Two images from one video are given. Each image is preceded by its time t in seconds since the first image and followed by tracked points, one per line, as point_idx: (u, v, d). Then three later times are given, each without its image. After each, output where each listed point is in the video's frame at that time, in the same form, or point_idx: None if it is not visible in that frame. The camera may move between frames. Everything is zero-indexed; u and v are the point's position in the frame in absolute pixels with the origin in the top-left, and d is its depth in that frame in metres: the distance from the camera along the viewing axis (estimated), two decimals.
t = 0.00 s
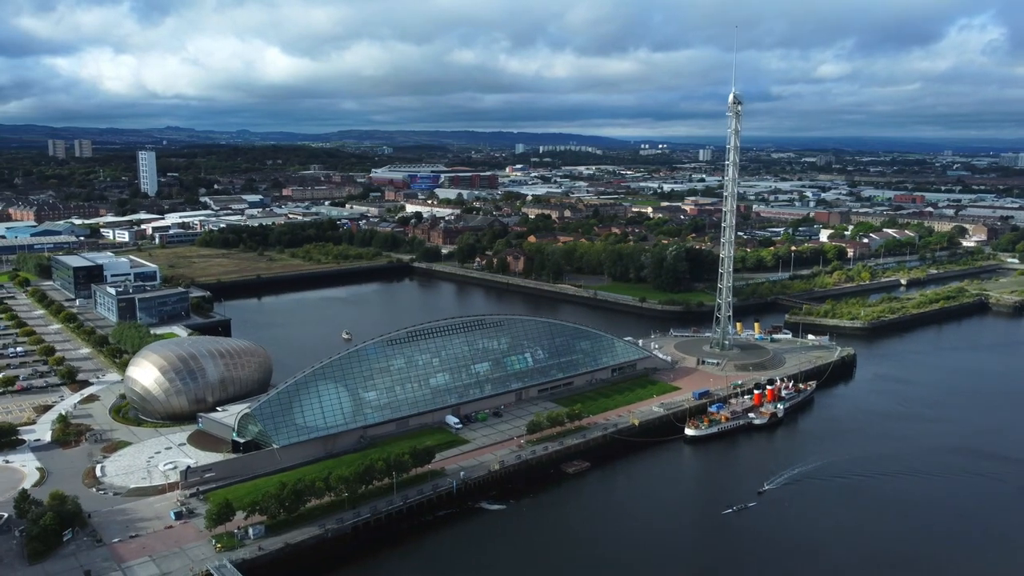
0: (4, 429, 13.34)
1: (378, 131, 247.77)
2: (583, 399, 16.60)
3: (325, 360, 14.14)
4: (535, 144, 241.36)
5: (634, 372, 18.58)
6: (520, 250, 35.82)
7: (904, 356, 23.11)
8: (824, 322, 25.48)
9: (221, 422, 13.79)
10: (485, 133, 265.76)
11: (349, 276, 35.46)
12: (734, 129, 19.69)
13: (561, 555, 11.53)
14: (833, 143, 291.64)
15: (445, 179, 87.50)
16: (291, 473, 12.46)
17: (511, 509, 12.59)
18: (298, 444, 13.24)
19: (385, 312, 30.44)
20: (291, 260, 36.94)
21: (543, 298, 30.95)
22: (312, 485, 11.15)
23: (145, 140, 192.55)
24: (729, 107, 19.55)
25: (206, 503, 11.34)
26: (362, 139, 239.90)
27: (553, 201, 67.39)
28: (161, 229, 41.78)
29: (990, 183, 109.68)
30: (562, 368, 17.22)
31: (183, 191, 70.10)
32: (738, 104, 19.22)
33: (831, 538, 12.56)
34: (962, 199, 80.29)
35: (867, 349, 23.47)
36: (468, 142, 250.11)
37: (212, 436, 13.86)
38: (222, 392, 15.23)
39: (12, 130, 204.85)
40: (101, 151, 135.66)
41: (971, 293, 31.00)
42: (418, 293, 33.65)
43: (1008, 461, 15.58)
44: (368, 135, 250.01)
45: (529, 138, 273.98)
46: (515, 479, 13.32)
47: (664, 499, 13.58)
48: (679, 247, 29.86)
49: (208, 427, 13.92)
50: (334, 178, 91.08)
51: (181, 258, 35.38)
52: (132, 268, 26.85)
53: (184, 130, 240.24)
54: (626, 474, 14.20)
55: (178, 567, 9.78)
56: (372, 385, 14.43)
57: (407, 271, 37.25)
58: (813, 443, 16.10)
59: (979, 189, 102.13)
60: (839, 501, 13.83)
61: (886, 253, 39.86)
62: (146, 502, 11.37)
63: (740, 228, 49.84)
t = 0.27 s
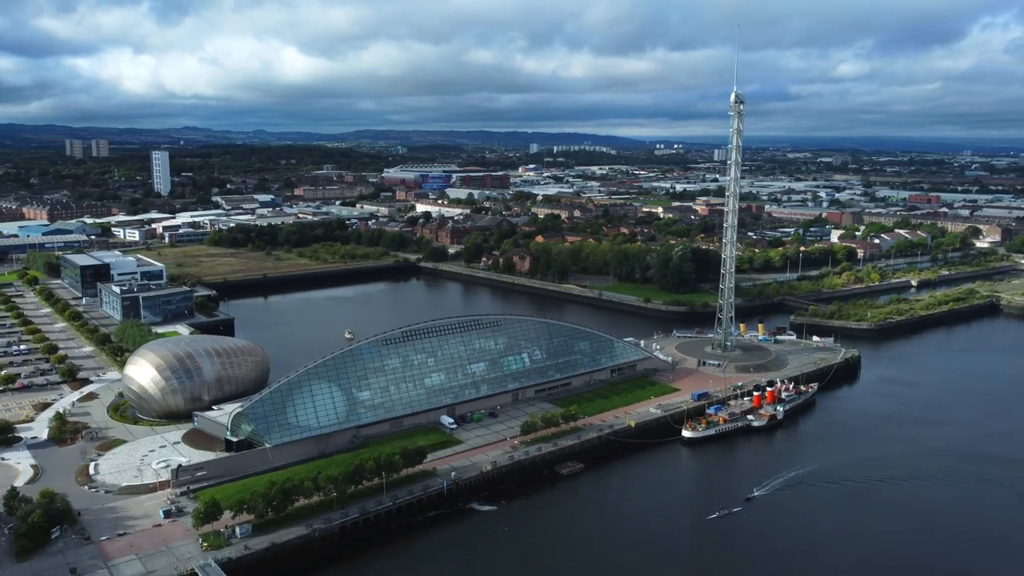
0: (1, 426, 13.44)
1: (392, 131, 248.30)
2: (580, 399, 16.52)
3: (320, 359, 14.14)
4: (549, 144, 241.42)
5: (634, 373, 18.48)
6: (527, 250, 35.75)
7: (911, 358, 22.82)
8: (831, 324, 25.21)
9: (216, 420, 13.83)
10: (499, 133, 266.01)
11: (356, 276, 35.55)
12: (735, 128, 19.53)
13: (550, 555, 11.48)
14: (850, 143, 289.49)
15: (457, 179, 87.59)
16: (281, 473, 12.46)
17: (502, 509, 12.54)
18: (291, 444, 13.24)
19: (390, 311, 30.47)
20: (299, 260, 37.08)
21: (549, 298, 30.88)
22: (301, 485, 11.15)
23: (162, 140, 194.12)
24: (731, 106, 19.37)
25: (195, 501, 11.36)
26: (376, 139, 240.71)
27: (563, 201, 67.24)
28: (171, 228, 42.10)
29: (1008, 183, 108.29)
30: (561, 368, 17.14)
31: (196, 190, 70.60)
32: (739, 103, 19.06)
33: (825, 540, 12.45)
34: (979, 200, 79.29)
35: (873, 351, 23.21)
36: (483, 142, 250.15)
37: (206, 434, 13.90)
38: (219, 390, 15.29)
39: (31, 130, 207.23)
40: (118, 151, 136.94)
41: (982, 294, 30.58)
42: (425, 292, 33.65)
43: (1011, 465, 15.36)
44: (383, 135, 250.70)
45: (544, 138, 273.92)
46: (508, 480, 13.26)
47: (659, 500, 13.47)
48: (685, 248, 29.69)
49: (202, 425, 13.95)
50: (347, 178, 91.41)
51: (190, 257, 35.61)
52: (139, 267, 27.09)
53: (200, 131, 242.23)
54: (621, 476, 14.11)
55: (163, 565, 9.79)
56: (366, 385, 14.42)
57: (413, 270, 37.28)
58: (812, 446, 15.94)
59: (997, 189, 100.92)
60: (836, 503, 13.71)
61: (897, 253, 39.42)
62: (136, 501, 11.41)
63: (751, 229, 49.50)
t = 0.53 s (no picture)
0: None
1: (407, 131, 248.78)
2: (577, 400, 16.44)
3: (313, 359, 14.15)
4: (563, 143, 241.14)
5: (633, 373, 18.38)
6: (533, 250, 35.67)
7: (917, 361, 22.54)
8: (837, 325, 24.96)
9: (210, 418, 13.87)
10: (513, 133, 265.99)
11: (363, 275, 35.62)
12: (737, 128, 19.40)
13: (539, 555, 11.44)
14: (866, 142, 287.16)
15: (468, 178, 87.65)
16: (273, 472, 12.48)
17: (493, 510, 12.49)
18: (284, 443, 13.25)
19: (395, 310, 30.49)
20: (306, 259, 37.22)
21: (554, 298, 30.80)
22: (288, 484, 11.14)
23: (178, 140, 195.60)
24: (732, 106, 19.24)
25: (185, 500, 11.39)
26: (394, 139, 241.72)
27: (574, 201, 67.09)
28: (181, 227, 42.38)
29: None
30: (558, 369, 17.06)
31: (208, 190, 71.06)
32: (740, 103, 18.93)
33: (820, 543, 12.35)
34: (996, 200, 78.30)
35: (878, 354, 22.96)
36: (497, 142, 250.19)
37: (201, 433, 13.94)
38: (216, 389, 15.34)
39: (50, 130, 209.50)
40: (134, 151, 138.15)
41: (994, 296, 30.16)
42: (430, 292, 33.66)
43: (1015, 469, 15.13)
44: (397, 135, 251.40)
45: (558, 137, 273.64)
46: (501, 481, 13.21)
47: (653, 502, 13.38)
48: (691, 248, 29.51)
49: (197, 424, 14.00)
50: (359, 178, 91.69)
51: (199, 256, 35.82)
52: (146, 266, 27.27)
53: (216, 131, 243.97)
54: (616, 477, 14.04)
55: (149, 564, 9.82)
56: (359, 385, 14.41)
57: (420, 270, 37.30)
58: (812, 449, 15.77)
59: (1015, 189, 99.68)
60: (833, 505, 13.59)
61: (909, 254, 38.97)
62: (126, 499, 11.47)
63: (761, 229, 49.16)
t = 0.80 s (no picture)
0: None
1: (423, 130, 249.04)
2: (574, 402, 16.35)
3: (308, 358, 14.15)
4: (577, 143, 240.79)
5: (632, 375, 18.26)
6: (539, 250, 35.60)
7: (923, 364, 22.26)
8: (843, 327, 24.69)
9: (204, 417, 13.89)
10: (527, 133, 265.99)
11: (369, 275, 35.68)
12: (739, 127, 19.39)
13: (527, 556, 11.38)
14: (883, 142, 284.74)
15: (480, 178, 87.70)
16: (264, 472, 12.48)
17: (484, 510, 12.45)
18: (276, 443, 13.25)
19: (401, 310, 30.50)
20: (314, 259, 37.35)
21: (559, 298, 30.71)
22: (277, 484, 11.14)
23: (195, 140, 196.97)
24: (735, 105, 19.24)
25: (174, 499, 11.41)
26: (408, 139, 242.44)
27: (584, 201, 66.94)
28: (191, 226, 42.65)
29: None
30: (556, 370, 16.97)
31: (221, 190, 71.52)
32: (743, 101, 18.93)
33: (812, 545, 12.25)
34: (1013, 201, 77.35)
35: (884, 356, 22.69)
36: (513, 142, 249.93)
37: (195, 432, 13.97)
38: (212, 388, 15.37)
39: (69, 130, 211.73)
40: (151, 151, 139.26)
41: (1005, 298, 29.74)
42: (436, 292, 33.65)
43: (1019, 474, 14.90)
44: (414, 135, 251.83)
45: (572, 138, 273.34)
46: (493, 482, 13.16)
47: (647, 503, 13.29)
48: (697, 249, 29.32)
49: (191, 423, 14.03)
50: (371, 178, 92.01)
51: (207, 255, 36.03)
52: (152, 266, 27.38)
53: (232, 131, 245.70)
54: (610, 479, 13.95)
55: (134, 563, 9.83)
56: (354, 385, 14.40)
57: (427, 270, 37.32)
58: (811, 452, 15.61)
59: None
60: (828, 507, 13.48)
61: (920, 255, 38.55)
62: (117, 497, 11.51)
63: (772, 230, 48.82)
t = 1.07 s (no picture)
0: None
1: (437, 130, 249.46)
2: (571, 404, 16.26)
3: (302, 358, 14.16)
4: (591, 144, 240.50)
5: (631, 377, 18.15)
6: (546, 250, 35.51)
7: (929, 367, 21.97)
8: (850, 330, 24.43)
9: (198, 417, 13.93)
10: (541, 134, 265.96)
11: (376, 275, 35.73)
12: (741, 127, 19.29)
13: (516, 558, 11.30)
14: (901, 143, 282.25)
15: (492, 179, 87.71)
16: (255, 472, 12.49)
17: (474, 512, 12.39)
18: (269, 443, 13.27)
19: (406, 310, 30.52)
20: (321, 259, 37.47)
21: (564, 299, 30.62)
22: (265, 484, 11.15)
23: (211, 141, 198.39)
24: (737, 104, 19.15)
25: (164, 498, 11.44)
26: (423, 139, 243.06)
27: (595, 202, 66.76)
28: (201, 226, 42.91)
29: None
30: (554, 371, 16.88)
31: (234, 190, 71.93)
32: (745, 101, 18.84)
33: (806, 549, 12.08)
34: None
35: (890, 359, 22.42)
36: (528, 142, 249.80)
37: (190, 431, 14.01)
38: (208, 389, 15.41)
39: (87, 130, 213.94)
40: (167, 151, 140.42)
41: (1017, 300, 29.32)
42: (442, 292, 33.66)
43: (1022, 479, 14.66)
44: (429, 135, 252.30)
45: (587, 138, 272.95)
46: (485, 484, 13.10)
47: (640, 506, 13.17)
48: (703, 250, 29.13)
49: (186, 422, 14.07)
50: (383, 178, 92.29)
51: (215, 255, 36.23)
52: (159, 266, 27.51)
53: (248, 131, 247.35)
54: (604, 481, 13.84)
55: (119, 562, 9.86)
56: (348, 385, 14.39)
57: (433, 270, 37.33)
58: (811, 456, 15.42)
59: None
60: (824, 511, 13.31)
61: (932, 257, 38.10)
62: (107, 496, 11.57)
63: (783, 230, 48.47)
